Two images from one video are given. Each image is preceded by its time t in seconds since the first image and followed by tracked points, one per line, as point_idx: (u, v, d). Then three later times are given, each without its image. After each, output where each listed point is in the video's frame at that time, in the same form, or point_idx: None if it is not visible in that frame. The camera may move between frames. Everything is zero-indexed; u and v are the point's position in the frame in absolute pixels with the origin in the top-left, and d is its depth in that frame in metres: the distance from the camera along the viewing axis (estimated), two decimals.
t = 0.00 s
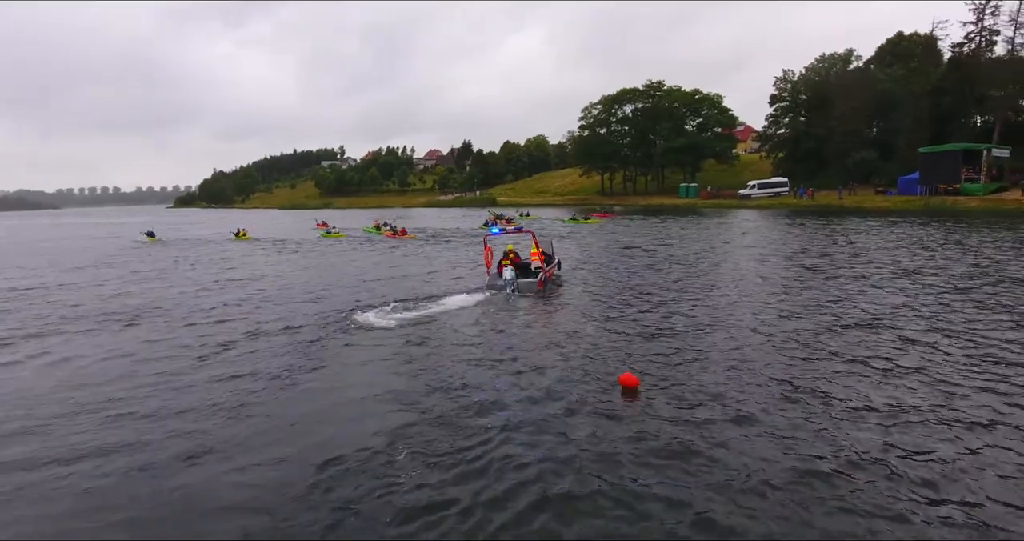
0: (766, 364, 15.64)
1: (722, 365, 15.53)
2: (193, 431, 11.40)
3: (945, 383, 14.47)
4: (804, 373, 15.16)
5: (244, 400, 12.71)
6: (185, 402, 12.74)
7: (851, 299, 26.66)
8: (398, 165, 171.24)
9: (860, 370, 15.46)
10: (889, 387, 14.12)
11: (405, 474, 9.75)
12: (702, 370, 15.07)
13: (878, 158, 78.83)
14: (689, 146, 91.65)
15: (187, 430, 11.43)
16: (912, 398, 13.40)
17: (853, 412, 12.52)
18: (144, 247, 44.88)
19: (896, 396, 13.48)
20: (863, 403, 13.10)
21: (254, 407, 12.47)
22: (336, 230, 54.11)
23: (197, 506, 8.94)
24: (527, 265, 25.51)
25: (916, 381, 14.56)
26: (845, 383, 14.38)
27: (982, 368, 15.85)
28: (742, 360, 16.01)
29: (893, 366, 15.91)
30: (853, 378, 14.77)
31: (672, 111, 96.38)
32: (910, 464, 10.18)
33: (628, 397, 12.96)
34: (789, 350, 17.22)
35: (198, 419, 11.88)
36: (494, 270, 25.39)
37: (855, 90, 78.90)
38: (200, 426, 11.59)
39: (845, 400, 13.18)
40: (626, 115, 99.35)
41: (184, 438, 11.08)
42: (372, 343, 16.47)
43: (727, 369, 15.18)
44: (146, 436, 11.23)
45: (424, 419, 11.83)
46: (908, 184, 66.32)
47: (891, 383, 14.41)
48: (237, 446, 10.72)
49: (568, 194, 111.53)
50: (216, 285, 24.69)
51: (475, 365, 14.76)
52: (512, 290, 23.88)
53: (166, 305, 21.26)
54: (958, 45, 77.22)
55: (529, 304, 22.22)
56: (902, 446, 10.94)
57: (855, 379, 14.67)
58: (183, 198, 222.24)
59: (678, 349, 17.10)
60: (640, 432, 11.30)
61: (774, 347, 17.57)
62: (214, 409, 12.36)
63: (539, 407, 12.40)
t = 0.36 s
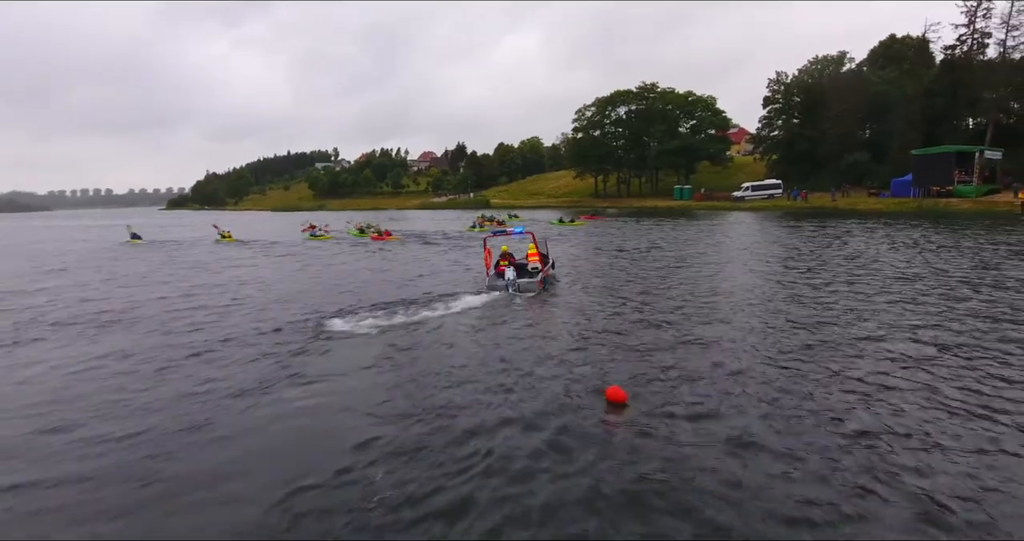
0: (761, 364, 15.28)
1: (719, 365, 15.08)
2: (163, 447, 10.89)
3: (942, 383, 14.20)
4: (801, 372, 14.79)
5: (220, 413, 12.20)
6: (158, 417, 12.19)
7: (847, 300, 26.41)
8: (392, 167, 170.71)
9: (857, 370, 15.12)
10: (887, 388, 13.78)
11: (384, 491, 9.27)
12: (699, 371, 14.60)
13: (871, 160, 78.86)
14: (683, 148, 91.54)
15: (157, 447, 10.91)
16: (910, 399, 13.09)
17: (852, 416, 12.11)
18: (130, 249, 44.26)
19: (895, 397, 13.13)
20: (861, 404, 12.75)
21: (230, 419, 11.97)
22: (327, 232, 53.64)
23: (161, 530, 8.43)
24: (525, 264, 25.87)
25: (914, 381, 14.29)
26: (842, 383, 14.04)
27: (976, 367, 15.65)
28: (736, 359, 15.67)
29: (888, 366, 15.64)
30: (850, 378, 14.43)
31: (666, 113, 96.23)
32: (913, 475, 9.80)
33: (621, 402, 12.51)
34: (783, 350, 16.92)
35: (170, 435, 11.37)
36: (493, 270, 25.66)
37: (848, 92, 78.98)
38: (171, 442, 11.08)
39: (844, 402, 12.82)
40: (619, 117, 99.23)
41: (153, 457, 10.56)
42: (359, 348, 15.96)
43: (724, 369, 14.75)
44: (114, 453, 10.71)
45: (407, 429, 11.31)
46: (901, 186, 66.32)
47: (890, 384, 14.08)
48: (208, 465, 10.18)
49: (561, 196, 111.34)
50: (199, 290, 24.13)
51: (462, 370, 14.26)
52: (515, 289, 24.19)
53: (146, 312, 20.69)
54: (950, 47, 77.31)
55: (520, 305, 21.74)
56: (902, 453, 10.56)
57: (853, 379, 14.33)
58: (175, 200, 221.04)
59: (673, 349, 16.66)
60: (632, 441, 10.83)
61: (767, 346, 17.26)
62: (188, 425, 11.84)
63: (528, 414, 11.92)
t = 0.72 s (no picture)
0: (754, 365, 14.93)
1: (711, 368, 14.61)
2: (127, 463, 10.36)
3: (937, 385, 13.89)
4: (793, 372, 14.45)
5: (190, 427, 11.68)
6: (129, 429, 11.73)
7: (843, 300, 26.16)
8: (387, 168, 170.38)
9: (850, 371, 14.81)
10: (881, 389, 13.44)
11: (355, 508, 8.75)
12: (691, 375, 14.12)
13: (866, 161, 78.82)
14: (678, 149, 91.33)
15: (125, 460, 10.45)
16: (904, 400, 12.75)
17: (847, 420, 11.70)
18: (120, 250, 43.76)
19: (890, 399, 12.78)
20: (855, 406, 12.39)
21: (200, 432, 11.45)
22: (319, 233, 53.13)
23: None
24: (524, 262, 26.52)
25: (908, 383, 13.97)
26: (835, 384, 13.70)
27: (973, 367, 15.45)
28: (729, 360, 15.31)
29: (882, 366, 15.33)
30: (844, 379, 14.11)
31: (661, 114, 96.02)
32: (911, 483, 9.34)
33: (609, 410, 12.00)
34: (775, 350, 16.60)
35: (135, 450, 10.84)
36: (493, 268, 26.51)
37: (842, 93, 78.99)
38: (139, 455, 10.62)
39: (839, 405, 12.43)
40: (615, 117, 99.08)
41: (119, 471, 10.10)
42: (342, 356, 15.45)
43: (716, 372, 14.31)
44: (74, 470, 10.18)
45: (385, 442, 10.79)
46: (896, 187, 66.18)
47: (884, 385, 13.77)
48: (171, 481, 9.66)
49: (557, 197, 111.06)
50: (183, 294, 23.62)
51: (447, 378, 13.76)
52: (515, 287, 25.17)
53: (126, 317, 20.17)
54: (945, 47, 77.29)
55: (510, 308, 21.26)
56: (901, 460, 10.09)
57: (846, 380, 14.01)
58: (169, 201, 220.16)
59: (665, 351, 16.22)
60: (619, 447, 10.44)
61: (759, 346, 16.96)
62: (155, 438, 11.32)
63: (512, 424, 11.40)
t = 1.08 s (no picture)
0: (748, 371, 14.53)
1: (707, 379, 14.10)
2: (101, 474, 9.99)
3: (934, 389, 13.51)
4: (787, 378, 14.06)
5: (160, 442, 11.03)
6: (106, 437, 11.36)
7: (841, 301, 25.93)
8: (382, 168, 169.77)
9: (846, 374, 14.40)
10: (878, 395, 13.06)
11: (326, 537, 8.15)
12: (686, 386, 13.63)
13: (861, 162, 78.76)
14: (674, 149, 91.11)
15: (99, 471, 10.09)
16: (902, 407, 12.37)
17: (846, 433, 11.25)
18: (109, 251, 43.20)
19: (888, 407, 12.37)
20: (851, 415, 12.00)
21: (179, 440, 11.10)
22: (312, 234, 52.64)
23: None
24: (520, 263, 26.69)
25: (906, 386, 13.60)
26: (830, 389, 13.32)
27: (973, 369, 15.22)
28: (721, 367, 14.87)
29: (878, 368, 15.00)
30: (840, 384, 13.71)
31: (656, 114, 95.73)
32: (917, 508, 8.84)
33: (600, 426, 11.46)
34: (768, 353, 16.23)
35: (111, 459, 10.48)
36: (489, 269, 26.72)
37: (838, 94, 78.92)
38: (114, 466, 10.25)
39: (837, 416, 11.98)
40: (610, 118, 98.84)
41: (93, 482, 9.76)
42: (325, 365, 14.86)
43: (711, 382, 13.82)
44: (28, 492, 9.52)
45: (363, 461, 10.21)
46: (893, 188, 65.98)
47: (879, 389, 13.39)
48: (135, 502, 9.10)
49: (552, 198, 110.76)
50: (166, 297, 23.00)
51: (433, 390, 13.17)
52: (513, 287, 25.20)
53: (104, 322, 19.55)
54: (940, 49, 77.23)
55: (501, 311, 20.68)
56: (906, 483, 9.57)
57: (842, 385, 13.62)
58: (163, 202, 219.03)
59: (658, 359, 15.75)
60: (610, 461, 10.16)
61: (752, 349, 16.60)
62: (132, 446, 10.96)
63: (498, 441, 10.83)
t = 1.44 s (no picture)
0: (749, 374, 13.58)
1: (710, 381, 13.03)
2: (58, 471, 9.27)
3: (944, 393, 12.69)
4: (791, 382, 13.11)
5: (102, 452, 9.85)
6: (69, 432, 10.66)
7: (842, 303, 25.43)
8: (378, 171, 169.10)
9: (851, 378, 13.54)
10: (889, 400, 12.16)
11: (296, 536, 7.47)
12: (688, 388, 12.54)
13: (858, 163, 78.44)
14: (671, 150, 90.70)
15: (59, 468, 9.40)
16: (915, 412, 11.46)
17: (863, 440, 10.20)
18: (97, 253, 42.45)
19: (902, 413, 11.43)
20: (862, 421, 11.05)
21: (147, 436, 10.40)
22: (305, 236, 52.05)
23: None
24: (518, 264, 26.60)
25: (916, 391, 12.74)
26: (837, 393, 12.42)
27: (983, 369, 14.69)
28: (722, 369, 13.98)
29: (883, 372, 14.18)
30: (847, 388, 12.82)
31: (653, 115, 95.16)
32: (952, 525, 7.76)
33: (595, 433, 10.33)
34: (768, 355, 15.37)
35: (72, 455, 9.80)
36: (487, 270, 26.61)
37: (835, 94, 78.61)
38: (74, 463, 9.55)
39: (849, 422, 10.99)
40: (606, 119, 98.50)
41: (50, 480, 9.05)
42: (297, 364, 13.70)
43: (715, 384, 12.76)
44: None
45: (327, 471, 9.06)
46: (889, 190, 65.72)
47: (887, 393, 12.55)
48: (91, 501, 8.40)
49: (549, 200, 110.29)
50: (148, 298, 22.33)
51: (411, 392, 12.02)
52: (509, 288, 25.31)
53: (70, 327, 18.42)
54: (937, 50, 77.05)
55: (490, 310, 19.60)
56: (937, 498, 8.50)
57: (849, 390, 12.71)
58: (158, 204, 217.85)
59: (657, 359, 14.69)
60: (605, 455, 9.50)
61: (751, 352, 15.73)
62: (96, 441, 10.26)
63: (480, 449, 9.68)
